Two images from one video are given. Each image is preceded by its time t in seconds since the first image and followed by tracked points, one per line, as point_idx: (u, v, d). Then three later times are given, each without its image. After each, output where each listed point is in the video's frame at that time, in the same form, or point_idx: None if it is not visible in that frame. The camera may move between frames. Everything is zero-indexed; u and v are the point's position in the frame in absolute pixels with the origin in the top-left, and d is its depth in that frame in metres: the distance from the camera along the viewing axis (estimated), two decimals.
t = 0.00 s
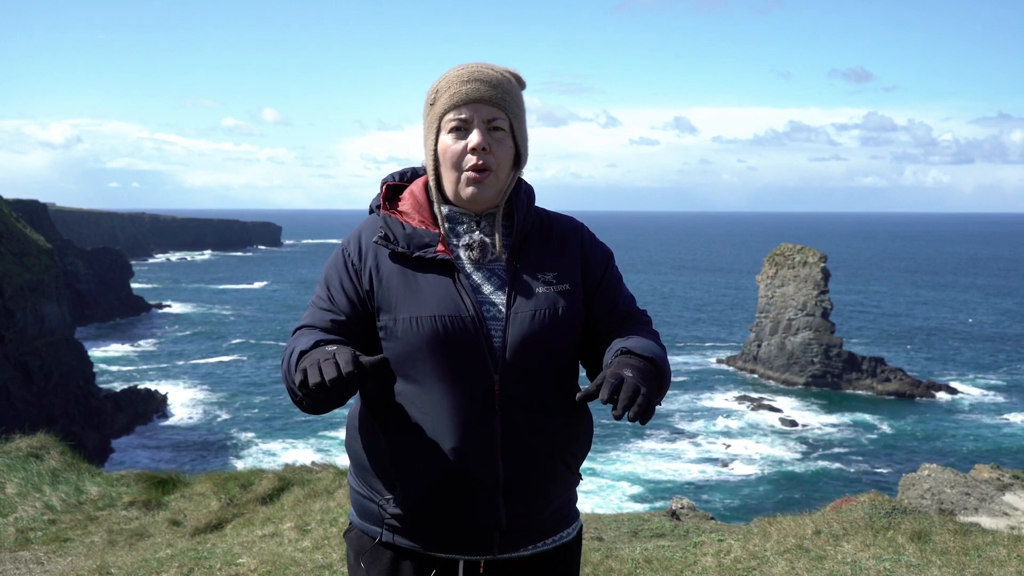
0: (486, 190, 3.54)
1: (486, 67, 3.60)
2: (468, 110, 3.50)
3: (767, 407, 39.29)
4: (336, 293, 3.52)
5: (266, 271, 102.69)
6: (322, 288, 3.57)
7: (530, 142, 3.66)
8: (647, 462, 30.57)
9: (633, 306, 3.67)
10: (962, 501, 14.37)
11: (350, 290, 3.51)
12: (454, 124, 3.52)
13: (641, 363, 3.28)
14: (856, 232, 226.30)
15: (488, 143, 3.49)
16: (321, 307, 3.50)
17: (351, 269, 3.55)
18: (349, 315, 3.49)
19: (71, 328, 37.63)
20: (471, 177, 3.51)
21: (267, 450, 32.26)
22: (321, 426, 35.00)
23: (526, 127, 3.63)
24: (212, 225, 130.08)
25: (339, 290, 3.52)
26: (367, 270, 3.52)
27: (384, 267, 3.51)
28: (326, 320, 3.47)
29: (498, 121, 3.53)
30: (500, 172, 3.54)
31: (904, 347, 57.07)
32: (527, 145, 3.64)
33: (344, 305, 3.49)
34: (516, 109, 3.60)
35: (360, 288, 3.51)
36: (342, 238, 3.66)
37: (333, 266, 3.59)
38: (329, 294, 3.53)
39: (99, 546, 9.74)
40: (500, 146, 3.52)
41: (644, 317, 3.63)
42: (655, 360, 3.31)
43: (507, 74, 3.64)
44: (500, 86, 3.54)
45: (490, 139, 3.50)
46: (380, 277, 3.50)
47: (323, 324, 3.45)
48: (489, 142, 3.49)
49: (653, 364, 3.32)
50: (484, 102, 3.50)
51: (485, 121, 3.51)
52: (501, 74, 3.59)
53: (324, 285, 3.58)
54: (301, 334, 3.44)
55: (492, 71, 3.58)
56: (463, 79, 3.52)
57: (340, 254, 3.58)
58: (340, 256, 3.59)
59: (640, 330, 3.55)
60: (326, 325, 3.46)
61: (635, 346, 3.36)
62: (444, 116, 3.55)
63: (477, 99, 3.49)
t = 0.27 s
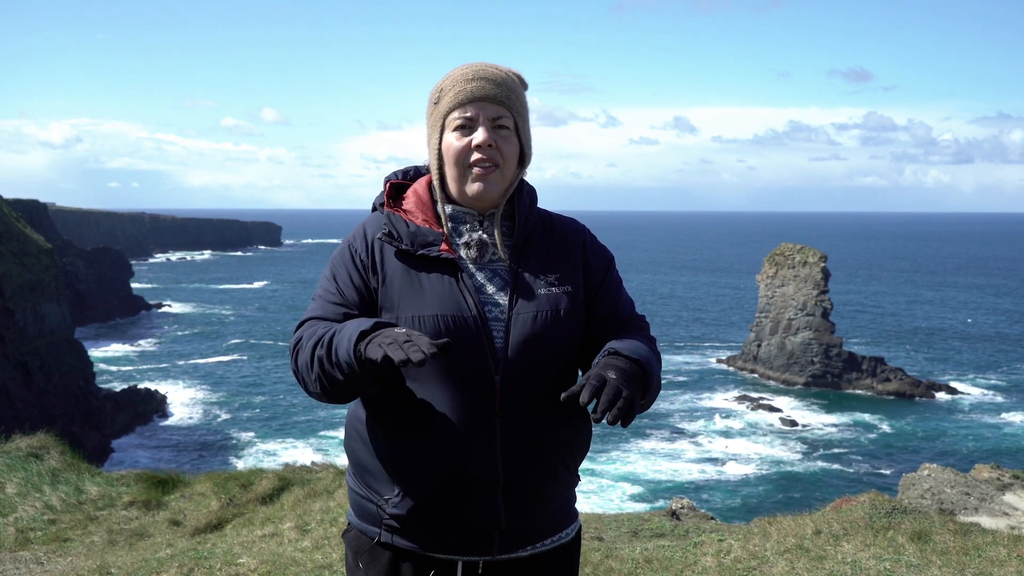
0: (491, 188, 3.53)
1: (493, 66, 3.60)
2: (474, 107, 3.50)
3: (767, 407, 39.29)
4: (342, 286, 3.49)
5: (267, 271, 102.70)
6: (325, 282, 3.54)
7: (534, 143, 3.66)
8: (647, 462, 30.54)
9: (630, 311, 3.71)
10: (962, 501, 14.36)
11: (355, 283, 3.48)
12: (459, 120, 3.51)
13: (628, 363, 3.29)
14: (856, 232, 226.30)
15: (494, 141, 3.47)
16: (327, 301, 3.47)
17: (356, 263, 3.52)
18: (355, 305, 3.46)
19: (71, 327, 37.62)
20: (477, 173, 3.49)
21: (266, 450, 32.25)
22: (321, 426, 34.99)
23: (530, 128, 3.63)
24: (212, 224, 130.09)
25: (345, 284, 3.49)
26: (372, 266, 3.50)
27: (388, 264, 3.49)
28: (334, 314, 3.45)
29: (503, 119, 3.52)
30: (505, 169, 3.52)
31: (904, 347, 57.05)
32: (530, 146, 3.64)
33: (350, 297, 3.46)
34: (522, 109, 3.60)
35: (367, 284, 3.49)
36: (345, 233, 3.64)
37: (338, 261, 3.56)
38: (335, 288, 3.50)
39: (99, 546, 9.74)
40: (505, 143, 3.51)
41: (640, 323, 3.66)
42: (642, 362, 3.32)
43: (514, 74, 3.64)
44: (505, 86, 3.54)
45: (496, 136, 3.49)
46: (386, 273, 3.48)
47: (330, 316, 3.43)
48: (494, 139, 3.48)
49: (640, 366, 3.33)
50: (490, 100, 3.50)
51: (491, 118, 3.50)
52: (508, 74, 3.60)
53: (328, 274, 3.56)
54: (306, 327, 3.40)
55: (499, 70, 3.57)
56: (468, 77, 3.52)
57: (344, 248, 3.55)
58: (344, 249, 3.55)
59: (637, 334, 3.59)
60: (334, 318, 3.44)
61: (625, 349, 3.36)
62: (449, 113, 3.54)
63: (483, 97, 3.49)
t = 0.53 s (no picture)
0: (495, 185, 3.52)
1: (493, 65, 3.61)
2: (476, 104, 3.50)
3: (767, 408, 39.29)
4: (354, 281, 3.44)
5: (267, 271, 102.74)
6: (331, 278, 3.48)
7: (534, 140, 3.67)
8: (647, 462, 30.54)
9: (629, 314, 3.74)
10: (962, 501, 14.36)
11: (365, 278, 3.44)
12: (461, 116, 3.50)
13: (609, 365, 3.29)
14: (856, 232, 226.29)
15: (497, 136, 3.47)
16: (343, 295, 3.41)
17: (366, 259, 3.47)
18: (365, 300, 3.41)
19: (71, 327, 37.63)
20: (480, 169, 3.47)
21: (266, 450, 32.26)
22: (321, 426, 35.00)
23: (531, 125, 3.65)
24: (212, 224, 130.16)
25: (356, 279, 3.44)
26: (380, 264, 3.45)
27: (396, 261, 3.46)
28: (350, 305, 3.39)
29: (505, 115, 3.53)
30: (508, 166, 3.52)
31: (904, 347, 57.04)
32: (531, 143, 3.65)
33: (363, 291, 3.42)
34: (522, 106, 3.61)
35: (378, 278, 3.45)
36: (348, 232, 3.60)
37: (345, 257, 3.50)
38: (346, 283, 3.44)
39: (99, 546, 9.74)
40: (508, 139, 3.50)
41: (637, 327, 3.69)
42: (622, 364, 3.31)
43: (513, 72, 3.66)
44: (507, 84, 3.56)
45: (499, 132, 3.48)
46: (394, 271, 3.45)
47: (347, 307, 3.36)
48: (498, 134, 3.46)
49: (622, 370, 3.31)
50: (491, 96, 3.51)
51: (493, 114, 3.50)
52: (508, 72, 3.61)
53: (334, 268, 3.52)
54: (317, 321, 3.34)
55: (499, 69, 3.59)
56: (469, 74, 3.53)
57: (351, 244, 3.51)
58: (350, 246, 3.51)
59: (633, 338, 3.61)
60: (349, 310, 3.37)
61: (610, 352, 3.35)
62: (450, 110, 3.53)
63: (485, 93, 3.49)
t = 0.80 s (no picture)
0: (497, 181, 3.51)
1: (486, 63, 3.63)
2: (473, 98, 3.51)
3: (767, 408, 39.29)
4: (356, 284, 3.43)
5: (267, 271, 102.75)
6: (333, 280, 3.49)
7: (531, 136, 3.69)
8: (647, 463, 30.54)
9: (629, 314, 3.76)
10: (962, 501, 14.37)
11: (368, 279, 3.44)
12: (458, 112, 3.51)
13: (607, 370, 3.28)
14: (856, 232, 226.28)
15: (495, 129, 3.47)
16: (346, 298, 3.41)
17: (368, 261, 3.47)
18: (370, 301, 3.41)
19: (71, 327, 37.64)
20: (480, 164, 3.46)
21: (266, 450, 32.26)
22: (321, 426, 35.00)
23: (527, 119, 3.66)
24: (212, 225, 130.19)
25: (359, 281, 3.44)
26: (382, 265, 3.45)
27: (399, 261, 3.45)
28: (353, 309, 3.38)
29: (501, 108, 3.54)
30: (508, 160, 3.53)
31: (904, 347, 57.04)
32: (528, 139, 3.67)
33: (366, 293, 3.42)
34: (516, 100, 3.63)
35: (381, 282, 3.44)
36: (349, 234, 3.60)
37: (347, 261, 3.50)
38: (348, 285, 3.44)
39: (99, 546, 9.74)
40: (506, 133, 3.51)
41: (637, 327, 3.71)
42: (620, 368, 3.30)
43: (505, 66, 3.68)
44: (501, 79, 3.58)
45: (497, 126, 3.49)
46: (397, 274, 3.44)
47: (349, 310, 3.37)
48: (496, 128, 3.47)
49: (619, 374, 3.30)
50: (487, 90, 3.52)
51: (490, 107, 3.52)
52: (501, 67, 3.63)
53: (337, 269, 3.51)
54: (321, 324, 3.33)
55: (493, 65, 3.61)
56: (463, 70, 3.55)
57: (353, 247, 3.51)
58: (352, 248, 3.51)
59: (634, 338, 3.63)
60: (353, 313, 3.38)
61: (607, 354, 3.35)
62: (447, 106, 3.54)
63: (480, 87, 3.51)
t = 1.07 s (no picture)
0: (496, 182, 3.52)
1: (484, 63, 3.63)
2: (471, 102, 3.52)
3: (767, 407, 39.30)
4: (355, 286, 3.43)
5: (267, 271, 102.77)
6: (332, 283, 3.49)
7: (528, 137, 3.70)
8: (647, 462, 30.56)
9: (628, 313, 3.78)
10: (961, 501, 14.38)
11: (367, 282, 3.43)
12: (457, 116, 3.51)
13: (607, 367, 3.30)
14: (856, 232, 226.26)
15: (494, 133, 3.48)
16: (345, 300, 3.41)
17: (367, 263, 3.47)
18: (371, 302, 3.42)
19: (71, 327, 37.66)
20: (479, 166, 3.46)
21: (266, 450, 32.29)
22: (320, 426, 35.01)
23: (524, 121, 3.67)
24: (212, 225, 130.19)
25: (358, 284, 3.43)
26: (381, 267, 3.45)
27: (398, 263, 3.46)
28: (352, 312, 3.39)
29: (500, 112, 3.55)
30: (508, 162, 3.53)
31: (904, 347, 57.03)
32: (525, 140, 3.68)
33: (365, 296, 3.42)
34: (514, 102, 3.64)
35: (380, 283, 3.44)
36: (347, 235, 3.60)
37: (345, 260, 3.50)
38: (347, 288, 3.44)
39: (99, 546, 9.74)
40: (505, 137, 3.52)
41: (637, 325, 3.74)
42: (622, 366, 3.32)
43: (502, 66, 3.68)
44: (499, 80, 3.58)
45: (495, 130, 3.50)
46: (397, 274, 3.44)
47: (348, 315, 3.38)
48: (494, 132, 3.48)
49: (619, 371, 3.32)
50: (485, 94, 3.53)
51: (488, 111, 3.53)
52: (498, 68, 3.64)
53: (337, 271, 3.51)
54: (320, 330, 3.35)
55: (490, 66, 3.61)
56: (462, 72, 3.55)
57: (351, 248, 3.51)
58: (351, 249, 3.51)
59: (633, 337, 3.65)
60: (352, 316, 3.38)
61: (605, 353, 3.37)
62: (445, 109, 3.54)
63: (479, 91, 3.52)
